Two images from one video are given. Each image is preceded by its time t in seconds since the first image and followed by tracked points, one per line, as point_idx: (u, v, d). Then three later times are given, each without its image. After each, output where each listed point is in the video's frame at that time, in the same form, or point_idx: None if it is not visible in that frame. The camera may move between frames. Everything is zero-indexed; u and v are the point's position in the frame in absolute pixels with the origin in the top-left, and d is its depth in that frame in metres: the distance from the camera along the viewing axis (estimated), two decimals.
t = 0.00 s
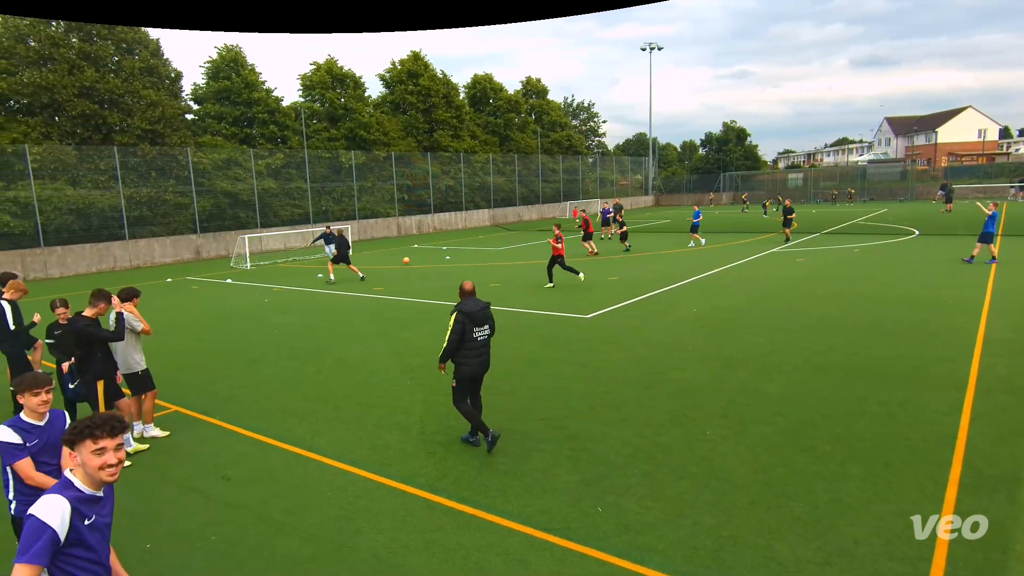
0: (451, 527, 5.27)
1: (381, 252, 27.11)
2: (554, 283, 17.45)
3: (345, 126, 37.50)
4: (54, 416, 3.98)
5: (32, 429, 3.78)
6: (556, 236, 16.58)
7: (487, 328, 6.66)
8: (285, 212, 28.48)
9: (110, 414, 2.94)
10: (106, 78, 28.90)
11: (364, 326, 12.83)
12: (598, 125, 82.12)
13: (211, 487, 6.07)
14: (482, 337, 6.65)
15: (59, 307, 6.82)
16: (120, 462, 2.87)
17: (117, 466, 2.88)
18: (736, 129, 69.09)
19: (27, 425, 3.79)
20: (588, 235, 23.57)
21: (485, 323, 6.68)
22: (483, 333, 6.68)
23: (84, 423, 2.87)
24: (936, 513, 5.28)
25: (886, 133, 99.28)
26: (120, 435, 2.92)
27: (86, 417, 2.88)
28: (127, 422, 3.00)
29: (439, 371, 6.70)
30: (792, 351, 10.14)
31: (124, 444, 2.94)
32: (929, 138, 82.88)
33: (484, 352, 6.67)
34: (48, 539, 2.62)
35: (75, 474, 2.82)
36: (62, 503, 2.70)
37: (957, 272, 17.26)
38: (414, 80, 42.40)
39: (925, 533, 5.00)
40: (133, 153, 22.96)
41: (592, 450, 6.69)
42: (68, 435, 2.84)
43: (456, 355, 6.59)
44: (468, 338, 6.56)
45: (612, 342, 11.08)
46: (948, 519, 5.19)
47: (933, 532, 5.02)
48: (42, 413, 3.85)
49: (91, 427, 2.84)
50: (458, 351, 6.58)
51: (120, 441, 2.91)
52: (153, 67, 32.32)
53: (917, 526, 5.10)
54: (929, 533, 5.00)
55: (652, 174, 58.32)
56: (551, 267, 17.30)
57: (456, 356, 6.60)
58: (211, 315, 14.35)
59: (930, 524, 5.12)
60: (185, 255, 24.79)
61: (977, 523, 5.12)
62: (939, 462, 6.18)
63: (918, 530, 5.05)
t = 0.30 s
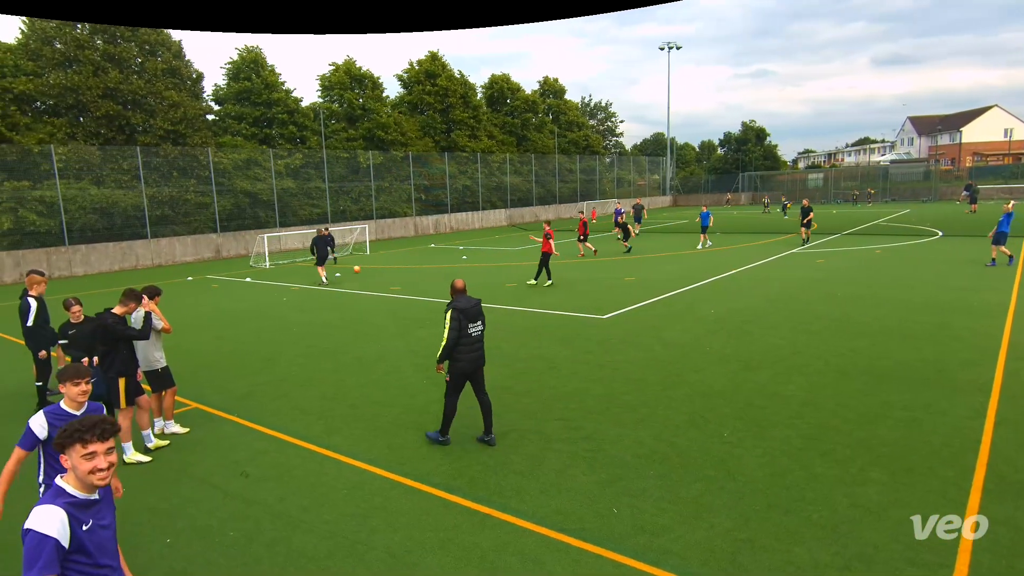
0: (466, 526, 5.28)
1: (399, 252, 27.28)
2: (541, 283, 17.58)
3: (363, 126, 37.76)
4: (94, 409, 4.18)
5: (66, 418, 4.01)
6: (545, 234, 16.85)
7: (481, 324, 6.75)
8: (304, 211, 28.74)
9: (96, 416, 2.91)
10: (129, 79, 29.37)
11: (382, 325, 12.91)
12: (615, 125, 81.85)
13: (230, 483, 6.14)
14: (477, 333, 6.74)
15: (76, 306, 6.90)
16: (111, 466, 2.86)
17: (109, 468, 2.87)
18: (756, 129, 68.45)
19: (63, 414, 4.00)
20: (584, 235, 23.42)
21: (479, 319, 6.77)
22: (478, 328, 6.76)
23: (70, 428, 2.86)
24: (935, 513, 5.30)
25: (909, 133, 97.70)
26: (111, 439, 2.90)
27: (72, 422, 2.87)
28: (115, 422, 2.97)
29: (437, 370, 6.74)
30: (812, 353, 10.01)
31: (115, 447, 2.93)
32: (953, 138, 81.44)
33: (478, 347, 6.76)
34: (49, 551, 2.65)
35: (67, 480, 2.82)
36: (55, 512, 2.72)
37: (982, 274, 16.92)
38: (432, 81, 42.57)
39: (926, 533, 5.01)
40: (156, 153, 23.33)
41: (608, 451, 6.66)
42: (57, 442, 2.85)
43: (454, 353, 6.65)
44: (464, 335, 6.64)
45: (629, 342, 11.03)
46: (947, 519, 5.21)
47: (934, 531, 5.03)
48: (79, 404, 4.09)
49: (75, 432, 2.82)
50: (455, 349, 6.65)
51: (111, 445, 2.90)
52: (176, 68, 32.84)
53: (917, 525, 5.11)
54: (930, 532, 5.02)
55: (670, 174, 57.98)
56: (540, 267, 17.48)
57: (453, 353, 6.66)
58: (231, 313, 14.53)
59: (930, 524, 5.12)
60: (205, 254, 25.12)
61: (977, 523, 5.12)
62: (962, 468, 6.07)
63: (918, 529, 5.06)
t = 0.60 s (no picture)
0: (480, 525, 5.29)
1: (416, 251, 27.42)
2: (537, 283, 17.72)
3: (380, 126, 37.97)
4: (120, 401, 4.31)
5: (92, 409, 4.13)
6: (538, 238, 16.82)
7: (467, 324, 6.80)
8: (322, 211, 28.97)
9: (92, 424, 2.70)
10: (151, 81, 29.81)
11: (398, 324, 12.99)
12: (632, 125, 81.53)
13: (248, 480, 6.20)
14: (463, 333, 6.79)
15: (96, 305, 6.96)
16: (111, 476, 2.66)
17: (109, 478, 2.67)
18: (775, 129, 67.77)
19: (90, 405, 4.14)
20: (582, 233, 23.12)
21: (464, 318, 6.82)
22: (464, 328, 6.82)
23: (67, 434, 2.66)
24: (935, 513, 5.30)
25: (932, 133, 96.13)
26: (110, 447, 2.69)
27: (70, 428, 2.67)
28: (115, 429, 2.76)
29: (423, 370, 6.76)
30: (831, 356, 9.90)
31: (114, 456, 2.72)
32: (977, 137, 80.03)
33: (464, 346, 6.82)
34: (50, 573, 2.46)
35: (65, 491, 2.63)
36: (52, 529, 2.53)
37: (1007, 276, 16.62)
38: (448, 81, 42.70)
39: (925, 533, 5.01)
40: (177, 153, 23.65)
41: (623, 453, 6.64)
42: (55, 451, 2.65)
43: (440, 353, 6.68)
44: (451, 334, 6.68)
45: (644, 343, 10.98)
46: (947, 519, 5.21)
47: (933, 531, 5.04)
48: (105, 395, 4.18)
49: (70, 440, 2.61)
50: (441, 349, 6.68)
51: (110, 452, 2.70)
52: (196, 69, 33.33)
53: (918, 526, 5.11)
54: (931, 532, 5.01)
55: (687, 174, 57.62)
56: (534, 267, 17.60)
57: (439, 353, 6.69)
58: (250, 311, 14.70)
59: (930, 524, 5.13)
60: (224, 252, 25.43)
61: (977, 523, 5.13)
62: (986, 473, 5.96)
63: (918, 530, 5.07)
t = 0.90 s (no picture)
0: (491, 524, 5.29)
1: (428, 251, 27.50)
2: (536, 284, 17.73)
3: (393, 126, 38.10)
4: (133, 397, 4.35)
5: (108, 404, 4.17)
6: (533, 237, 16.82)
7: (452, 323, 6.88)
8: (334, 211, 29.13)
9: (113, 425, 2.75)
10: (167, 82, 30.13)
11: (410, 323, 13.04)
12: (644, 125, 81.24)
13: (260, 478, 6.24)
14: (448, 332, 6.86)
15: (113, 305, 6.99)
16: (129, 477, 2.68)
17: (127, 479, 2.70)
18: (789, 128, 67.24)
19: (106, 400, 4.18)
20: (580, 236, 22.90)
21: (449, 317, 6.90)
22: (449, 327, 6.91)
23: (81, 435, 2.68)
24: (935, 513, 5.30)
25: (949, 132, 95.01)
26: (128, 448, 2.73)
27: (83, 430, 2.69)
28: (133, 430, 2.81)
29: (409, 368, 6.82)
30: (845, 357, 9.81)
31: (132, 456, 2.76)
32: (995, 137, 79.01)
33: (450, 345, 6.90)
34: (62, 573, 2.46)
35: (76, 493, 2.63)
36: (65, 530, 2.54)
37: None
38: (461, 81, 42.78)
39: (925, 533, 5.01)
40: (192, 153, 23.89)
41: (635, 453, 6.62)
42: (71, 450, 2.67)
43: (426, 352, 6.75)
44: (436, 333, 6.76)
45: (656, 343, 10.93)
46: (947, 519, 5.21)
47: (933, 532, 5.03)
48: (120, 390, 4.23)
49: (85, 442, 2.62)
50: (427, 348, 6.75)
51: (128, 453, 2.73)
52: (211, 70, 33.68)
53: (918, 526, 5.11)
54: (931, 532, 5.02)
55: (700, 174, 57.33)
56: (530, 266, 17.70)
57: (425, 351, 6.76)
58: (263, 310, 14.81)
59: (930, 524, 5.12)
60: (238, 252, 25.63)
61: (977, 523, 5.14)
62: (1003, 477, 5.87)
63: (918, 530, 5.06)
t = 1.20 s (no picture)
0: (499, 524, 5.30)
1: (437, 250, 27.54)
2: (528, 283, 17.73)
3: (402, 126, 38.15)
4: (144, 395, 4.37)
5: (117, 403, 4.20)
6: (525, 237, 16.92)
7: (434, 321, 7.01)
8: (343, 211, 29.23)
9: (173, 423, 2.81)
10: (178, 82, 30.34)
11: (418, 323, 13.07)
12: (654, 125, 81.02)
13: (270, 476, 6.28)
14: (430, 329, 7.00)
15: (126, 304, 7.10)
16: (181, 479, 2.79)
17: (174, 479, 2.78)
18: (799, 128, 66.83)
19: (115, 400, 4.21)
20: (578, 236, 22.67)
21: (431, 315, 7.04)
22: (431, 325, 7.03)
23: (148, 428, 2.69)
24: (936, 513, 5.30)
25: (962, 132, 94.16)
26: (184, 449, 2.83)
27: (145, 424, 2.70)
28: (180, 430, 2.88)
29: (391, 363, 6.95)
30: (856, 359, 9.74)
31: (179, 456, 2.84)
32: (1008, 136, 78.24)
33: (431, 342, 7.04)
34: (116, 566, 2.46)
35: (127, 488, 2.60)
36: (125, 521, 2.54)
37: None
38: (469, 81, 42.81)
39: (925, 533, 5.01)
40: (202, 153, 24.03)
41: (643, 454, 6.60)
42: (134, 442, 2.64)
43: (407, 348, 6.87)
44: (418, 330, 6.89)
45: (664, 344, 10.89)
46: (947, 519, 5.21)
47: (933, 531, 5.04)
48: (128, 390, 4.24)
49: (165, 440, 2.68)
50: (408, 344, 6.87)
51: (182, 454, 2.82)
52: (222, 71, 33.90)
53: (918, 525, 5.12)
54: (930, 532, 5.03)
55: (709, 174, 57.12)
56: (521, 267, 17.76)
57: (406, 348, 6.89)
58: (272, 309, 14.88)
59: (930, 524, 5.13)
60: (248, 252, 25.76)
61: (977, 523, 5.15)
62: (1015, 480, 5.82)
63: (918, 530, 5.07)
